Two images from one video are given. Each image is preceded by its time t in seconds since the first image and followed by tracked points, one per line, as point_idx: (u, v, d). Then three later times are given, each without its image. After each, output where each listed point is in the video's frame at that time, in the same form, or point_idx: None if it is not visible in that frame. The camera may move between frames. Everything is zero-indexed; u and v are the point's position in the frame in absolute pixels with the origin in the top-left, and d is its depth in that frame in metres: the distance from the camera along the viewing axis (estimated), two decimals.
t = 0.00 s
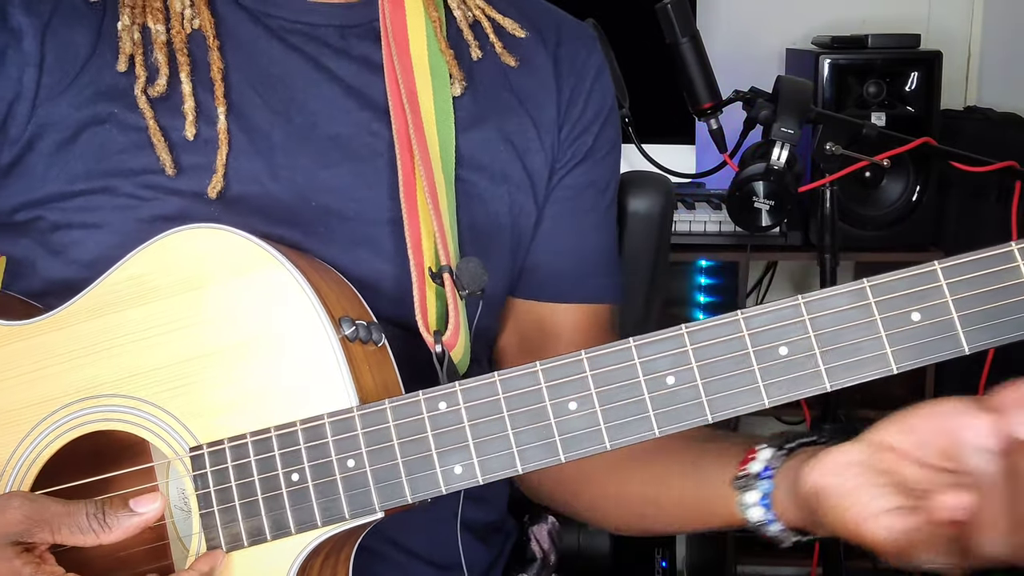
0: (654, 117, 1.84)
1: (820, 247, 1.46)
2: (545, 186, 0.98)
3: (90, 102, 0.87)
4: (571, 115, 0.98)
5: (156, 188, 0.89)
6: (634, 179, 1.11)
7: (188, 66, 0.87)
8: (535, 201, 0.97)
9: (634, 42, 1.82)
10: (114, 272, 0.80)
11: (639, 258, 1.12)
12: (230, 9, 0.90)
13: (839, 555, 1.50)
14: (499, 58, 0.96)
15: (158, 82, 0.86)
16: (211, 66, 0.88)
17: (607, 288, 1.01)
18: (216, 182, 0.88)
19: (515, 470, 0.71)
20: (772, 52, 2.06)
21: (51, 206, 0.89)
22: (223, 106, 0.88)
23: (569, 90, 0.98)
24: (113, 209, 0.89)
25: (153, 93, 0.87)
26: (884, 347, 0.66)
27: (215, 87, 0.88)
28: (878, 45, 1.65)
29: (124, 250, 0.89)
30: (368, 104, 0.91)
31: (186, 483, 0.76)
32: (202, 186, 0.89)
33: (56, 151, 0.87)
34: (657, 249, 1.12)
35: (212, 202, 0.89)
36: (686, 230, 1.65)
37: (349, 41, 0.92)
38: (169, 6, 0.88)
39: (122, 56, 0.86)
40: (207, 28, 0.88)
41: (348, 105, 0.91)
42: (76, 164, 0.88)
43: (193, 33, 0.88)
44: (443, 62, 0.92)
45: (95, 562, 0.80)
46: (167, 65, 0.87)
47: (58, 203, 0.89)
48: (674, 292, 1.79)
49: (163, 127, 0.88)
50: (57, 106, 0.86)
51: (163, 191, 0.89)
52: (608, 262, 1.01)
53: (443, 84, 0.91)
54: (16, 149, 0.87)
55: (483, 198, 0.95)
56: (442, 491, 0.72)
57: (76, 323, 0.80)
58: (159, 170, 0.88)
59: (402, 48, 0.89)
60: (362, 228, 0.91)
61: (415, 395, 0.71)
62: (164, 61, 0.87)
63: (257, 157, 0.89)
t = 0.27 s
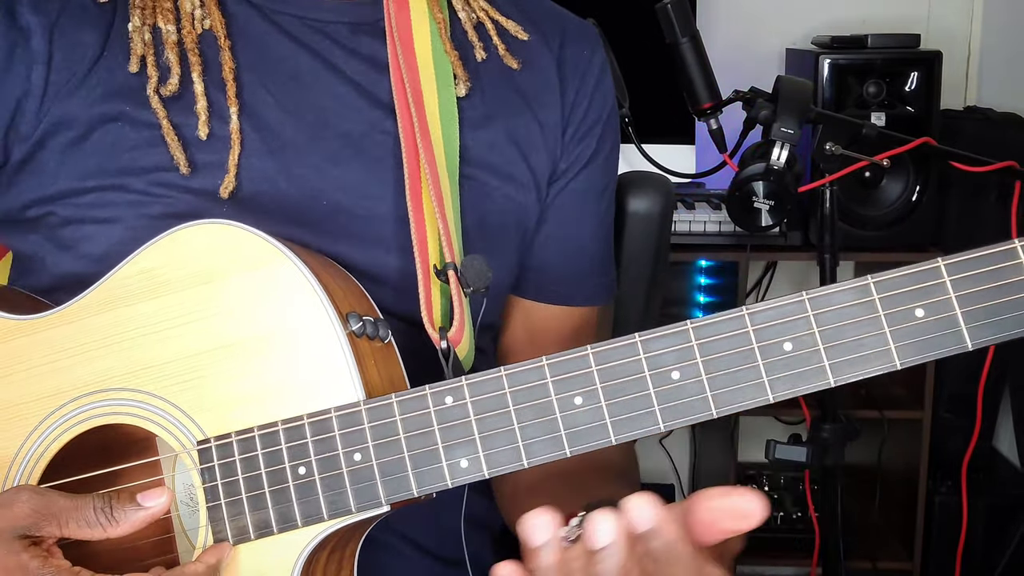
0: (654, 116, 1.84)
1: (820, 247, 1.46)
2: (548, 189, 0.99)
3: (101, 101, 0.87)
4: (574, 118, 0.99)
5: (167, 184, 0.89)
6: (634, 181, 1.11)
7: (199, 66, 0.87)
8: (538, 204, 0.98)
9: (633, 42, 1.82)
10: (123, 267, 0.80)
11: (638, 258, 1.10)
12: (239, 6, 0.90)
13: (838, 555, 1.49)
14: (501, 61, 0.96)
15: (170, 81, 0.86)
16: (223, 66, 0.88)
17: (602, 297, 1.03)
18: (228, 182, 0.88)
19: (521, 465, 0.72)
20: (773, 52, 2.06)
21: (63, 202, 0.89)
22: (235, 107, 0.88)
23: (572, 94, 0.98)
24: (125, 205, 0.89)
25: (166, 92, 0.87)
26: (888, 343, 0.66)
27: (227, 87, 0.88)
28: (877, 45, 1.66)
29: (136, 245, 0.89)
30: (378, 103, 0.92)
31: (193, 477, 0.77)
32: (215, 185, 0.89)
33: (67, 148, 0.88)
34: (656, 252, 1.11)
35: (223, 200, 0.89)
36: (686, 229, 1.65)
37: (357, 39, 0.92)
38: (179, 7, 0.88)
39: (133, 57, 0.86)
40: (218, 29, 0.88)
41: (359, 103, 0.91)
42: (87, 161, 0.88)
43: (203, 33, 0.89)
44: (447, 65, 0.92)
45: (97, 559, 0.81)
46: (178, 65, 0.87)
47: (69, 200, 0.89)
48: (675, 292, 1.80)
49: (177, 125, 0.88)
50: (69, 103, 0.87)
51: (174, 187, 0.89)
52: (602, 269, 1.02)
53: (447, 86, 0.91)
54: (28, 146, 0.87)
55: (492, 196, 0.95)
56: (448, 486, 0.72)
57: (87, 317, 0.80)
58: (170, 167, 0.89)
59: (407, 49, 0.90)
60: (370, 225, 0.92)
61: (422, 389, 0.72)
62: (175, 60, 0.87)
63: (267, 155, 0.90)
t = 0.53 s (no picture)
0: (654, 117, 1.85)
1: (820, 248, 1.48)
2: (545, 190, 0.99)
3: (101, 100, 0.88)
4: (572, 119, 0.99)
5: (166, 183, 0.90)
6: (632, 180, 1.12)
7: (197, 66, 0.88)
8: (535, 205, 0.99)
9: (634, 43, 1.83)
10: (124, 262, 0.81)
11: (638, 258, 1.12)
12: (238, 8, 0.91)
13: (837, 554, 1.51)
14: (498, 64, 0.97)
15: (168, 82, 0.87)
16: (221, 67, 0.89)
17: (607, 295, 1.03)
18: (225, 182, 0.89)
19: (513, 458, 0.73)
20: (772, 53, 2.07)
21: (63, 201, 0.90)
22: (234, 107, 0.89)
23: (569, 96, 0.99)
24: (123, 204, 0.90)
25: (163, 92, 0.88)
26: (877, 337, 0.67)
27: (225, 88, 0.89)
28: (878, 45, 1.66)
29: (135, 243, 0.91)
30: (375, 103, 0.93)
31: (188, 471, 0.78)
32: (213, 184, 0.90)
33: (67, 147, 0.89)
34: (656, 251, 1.12)
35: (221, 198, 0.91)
36: (686, 230, 1.64)
37: (355, 41, 0.93)
38: (178, 8, 0.89)
39: (132, 57, 0.87)
40: (217, 31, 0.89)
41: (357, 104, 0.92)
42: (87, 160, 0.89)
43: (202, 34, 0.90)
44: (444, 68, 0.93)
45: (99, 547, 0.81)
46: (176, 66, 0.88)
47: (69, 198, 0.90)
48: (673, 292, 1.80)
49: (172, 124, 0.89)
50: (70, 103, 0.88)
51: (173, 186, 0.90)
52: (601, 267, 1.02)
53: (445, 90, 0.92)
54: (28, 144, 0.88)
55: (487, 196, 0.97)
56: (440, 479, 0.73)
57: (87, 312, 0.81)
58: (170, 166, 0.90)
59: (405, 53, 0.91)
60: (367, 224, 0.93)
61: (415, 384, 0.73)
62: (173, 61, 0.88)
63: (265, 155, 0.91)
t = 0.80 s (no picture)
0: (655, 117, 1.85)
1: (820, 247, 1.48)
2: (549, 189, 1.00)
3: (106, 101, 0.88)
4: (573, 118, 1.00)
5: (170, 183, 0.91)
6: (633, 181, 1.13)
7: (201, 69, 0.89)
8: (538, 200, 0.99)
9: (634, 43, 1.83)
10: (127, 258, 0.82)
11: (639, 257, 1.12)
12: (241, 11, 0.92)
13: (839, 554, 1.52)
14: (499, 63, 0.97)
15: (171, 85, 0.88)
16: (224, 69, 0.90)
17: (608, 296, 1.04)
18: (228, 181, 0.90)
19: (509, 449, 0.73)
20: (773, 52, 2.08)
21: (70, 202, 0.91)
22: (235, 108, 0.90)
23: (570, 97, 1.00)
24: (128, 204, 0.90)
25: (168, 95, 0.88)
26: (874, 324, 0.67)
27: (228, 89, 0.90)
28: (878, 45, 1.67)
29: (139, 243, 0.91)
30: (376, 103, 0.93)
31: (189, 464, 0.78)
32: (216, 184, 0.91)
33: (73, 149, 0.89)
34: (656, 251, 1.14)
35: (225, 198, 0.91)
36: (687, 229, 1.65)
37: (356, 42, 0.94)
38: (181, 11, 0.90)
39: (137, 60, 0.88)
40: (219, 32, 0.90)
41: (358, 104, 0.93)
42: (92, 161, 0.90)
43: (204, 37, 0.90)
44: (445, 67, 0.93)
45: (102, 541, 0.82)
46: (180, 69, 0.88)
47: (75, 199, 0.91)
48: (675, 292, 1.81)
49: (177, 125, 0.89)
50: (74, 105, 0.88)
51: (178, 187, 0.91)
52: (603, 267, 1.03)
53: (445, 89, 0.93)
54: (34, 146, 0.89)
55: (488, 196, 0.97)
56: (437, 469, 0.74)
57: (90, 308, 0.82)
58: (174, 167, 0.91)
59: (405, 54, 0.91)
60: (369, 223, 0.93)
61: (413, 374, 0.73)
62: (177, 64, 0.88)
63: (268, 155, 0.91)
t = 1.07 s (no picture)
0: (654, 117, 1.85)
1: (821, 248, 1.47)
2: (548, 194, 1.00)
3: (106, 101, 0.88)
4: (574, 122, 1.00)
5: (171, 183, 0.91)
6: (633, 181, 1.13)
7: (201, 65, 0.89)
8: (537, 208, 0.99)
9: (634, 43, 1.83)
10: (126, 259, 0.81)
11: (638, 258, 1.12)
12: (242, 10, 0.92)
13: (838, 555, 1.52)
14: (501, 69, 0.97)
15: (171, 80, 0.87)
16: (222, 61, 0.90)
17: (606, 298, 1.05)
18: (229, 172, 0.89)
19: (509, 452, 0.73)
20: (773, 52, 2.07)
21: (69, 202, 0.90)
22: (234, 98, 0.89)
23: (571, 100, 1.00)
24: (128, 204, 0.90)
25: (168, 90, 0.88)
26: (873, 328, 0.67)
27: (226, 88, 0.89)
28: (877, 45, 1.67)
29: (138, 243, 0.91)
30: (378, 104, 0.93)
31: (188, 466, 0.78)
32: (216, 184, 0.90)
33: (73, 148, 0.89)
34: (656, 251, 1.13)
35: (225, 198, 0.91)
36: (687, 229, 1.65)
37: (358, 42, 0.93)
38: (182, 7, 0.89)
39: (136, 51, 0.87)
40: (219, 25, 0.90)
41: (360, 105, 0.93)
42: (92, 161, 0.89)
43: (205, 32, 0.90)
44: (447, 71, 0.93)
45: (100, 544, 0.82)
46: (180, 65, 0.88)
47: (74, 199, 0.90)
48: (675, 292, 1.80)
49: (178, 124, 0.89)
50: (74, 104, 0.88)
51: (179, 187, 0.91)
52: (602, 270, 1.04)
53: (447, 90, 0.93)
54: (35, 146, 0.88)
55: (489, 197, 0.97)
56: (436, 473, 0.73)
57: (88, 309, 0.81)
58: (175, 167, 0.90)
59: (407, 53, 0.91)
60: (369, 223, 0.93)
61: (412, 377, 0.73)
62: (177, 60, 0.88)
63: (269, 155, 0.91)
